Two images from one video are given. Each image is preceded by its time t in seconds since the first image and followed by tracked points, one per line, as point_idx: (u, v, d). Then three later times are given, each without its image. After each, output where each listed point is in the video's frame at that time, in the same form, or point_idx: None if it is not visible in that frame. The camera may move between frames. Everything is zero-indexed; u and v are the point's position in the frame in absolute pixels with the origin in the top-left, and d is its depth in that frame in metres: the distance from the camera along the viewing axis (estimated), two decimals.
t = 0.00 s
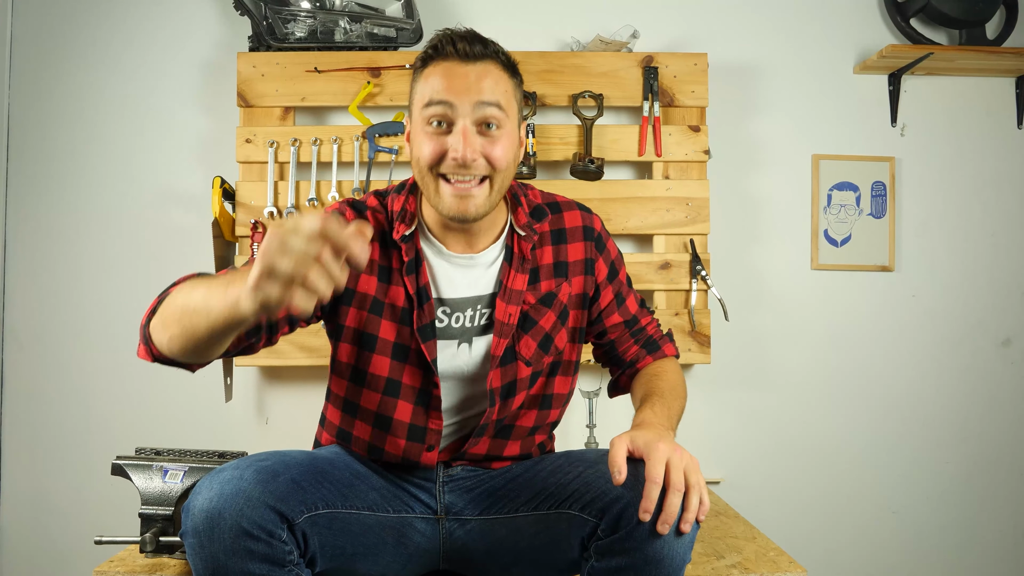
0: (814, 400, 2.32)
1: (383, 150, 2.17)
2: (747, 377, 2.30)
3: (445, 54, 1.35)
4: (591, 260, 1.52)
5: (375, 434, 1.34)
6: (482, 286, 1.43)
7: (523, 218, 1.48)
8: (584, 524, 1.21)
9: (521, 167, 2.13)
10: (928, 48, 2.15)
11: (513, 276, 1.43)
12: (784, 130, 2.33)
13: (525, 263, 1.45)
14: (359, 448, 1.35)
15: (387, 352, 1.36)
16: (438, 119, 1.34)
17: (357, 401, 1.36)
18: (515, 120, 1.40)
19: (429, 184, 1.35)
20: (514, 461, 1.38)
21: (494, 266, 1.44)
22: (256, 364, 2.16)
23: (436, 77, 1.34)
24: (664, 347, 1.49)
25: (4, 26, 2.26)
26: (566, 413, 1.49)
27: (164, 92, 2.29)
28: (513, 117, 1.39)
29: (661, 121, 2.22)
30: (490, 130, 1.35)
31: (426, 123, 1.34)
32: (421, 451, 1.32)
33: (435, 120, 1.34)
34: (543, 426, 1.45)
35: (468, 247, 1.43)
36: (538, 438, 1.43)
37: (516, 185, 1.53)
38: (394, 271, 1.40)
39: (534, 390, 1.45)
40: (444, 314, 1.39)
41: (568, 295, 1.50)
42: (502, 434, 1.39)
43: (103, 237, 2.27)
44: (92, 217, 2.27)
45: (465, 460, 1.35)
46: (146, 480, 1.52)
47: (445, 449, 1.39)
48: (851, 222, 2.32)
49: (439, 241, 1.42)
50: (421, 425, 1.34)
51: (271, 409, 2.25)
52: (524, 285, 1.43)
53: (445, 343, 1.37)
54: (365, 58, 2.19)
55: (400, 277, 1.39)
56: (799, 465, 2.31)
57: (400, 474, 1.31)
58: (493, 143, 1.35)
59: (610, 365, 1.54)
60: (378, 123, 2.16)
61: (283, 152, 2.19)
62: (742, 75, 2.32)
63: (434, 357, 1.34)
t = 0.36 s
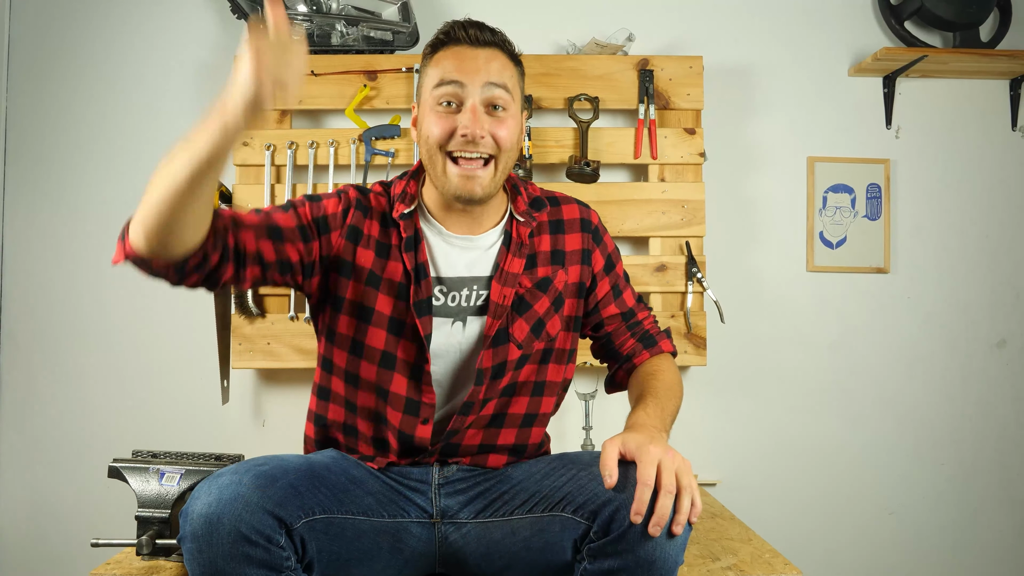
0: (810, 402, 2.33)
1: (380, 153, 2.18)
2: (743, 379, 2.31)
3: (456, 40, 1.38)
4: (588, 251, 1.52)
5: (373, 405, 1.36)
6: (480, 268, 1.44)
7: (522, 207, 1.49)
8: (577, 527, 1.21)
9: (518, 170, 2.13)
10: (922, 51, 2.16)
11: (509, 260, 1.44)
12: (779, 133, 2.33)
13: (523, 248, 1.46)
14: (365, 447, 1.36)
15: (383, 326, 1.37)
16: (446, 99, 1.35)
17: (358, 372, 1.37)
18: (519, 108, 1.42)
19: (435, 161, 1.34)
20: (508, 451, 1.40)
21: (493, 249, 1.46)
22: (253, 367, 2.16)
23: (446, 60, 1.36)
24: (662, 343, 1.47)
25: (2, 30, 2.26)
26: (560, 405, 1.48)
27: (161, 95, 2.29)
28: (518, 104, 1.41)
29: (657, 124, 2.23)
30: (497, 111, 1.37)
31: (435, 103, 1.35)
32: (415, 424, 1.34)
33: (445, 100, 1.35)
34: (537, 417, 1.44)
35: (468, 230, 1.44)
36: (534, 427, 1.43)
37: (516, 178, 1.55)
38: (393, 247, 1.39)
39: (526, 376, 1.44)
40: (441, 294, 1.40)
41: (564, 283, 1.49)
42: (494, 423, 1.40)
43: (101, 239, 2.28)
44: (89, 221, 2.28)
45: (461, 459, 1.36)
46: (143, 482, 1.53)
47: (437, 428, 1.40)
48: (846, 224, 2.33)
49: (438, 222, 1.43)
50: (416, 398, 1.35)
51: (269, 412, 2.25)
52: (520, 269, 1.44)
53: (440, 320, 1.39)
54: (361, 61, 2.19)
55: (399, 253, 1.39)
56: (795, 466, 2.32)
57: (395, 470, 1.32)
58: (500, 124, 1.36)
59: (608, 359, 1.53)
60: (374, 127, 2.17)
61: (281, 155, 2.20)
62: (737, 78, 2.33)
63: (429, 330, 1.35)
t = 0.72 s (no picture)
0: (813, 399, 2.33)
1: (383, 153, 2.18)
2: (746, 378, 2.31)
3: (457, 62, 1.36)
4: (591, 264, 1.52)
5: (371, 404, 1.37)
6: (479, 275, 1.44)
7: (526, 217, 1.47)
8: (585, 524, 1.22)
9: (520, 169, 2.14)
10: (924, 48, 2.16)
11: (513, 271, 1.44)
12: (781, 131, 2.33)
13: (525, 259, 1.46)
14: (376, 444, 1.36)
15: (381, 327, 1.39)
16: (448, 124, 1.36)
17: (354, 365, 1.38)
18: (523, 125, 1.41)
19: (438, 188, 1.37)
20: (514, 460, 1.40)
21: (495, 256, 1.45)
22: (257, 367, 2.18)
23: (447, 83, 1.35)
24: (658, 355, 1.48)
25: (5, 34, 2.27)
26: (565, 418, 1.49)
27: (164, 97, 2.30)
28: (521, 123, 1.40)
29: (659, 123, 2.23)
30: (500, 136, 1.37)
31: (437, 128, 1.36)
32: (411, 426, 1.35)
33: (447, 126, 1.36)
34: (542, 428, 1.45)
35: (474, 236, 1.43)
36: (536, 438, 1.45)
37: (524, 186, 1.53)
38: (394, 250, 1.41)
39: (534, 391, 1.45)
40: (440, 299, 1.40)
41: (567, 295, 1.50)
42: (502, 436, 1.41)
43: (105, 241, 2.29)
44: (94, 222, 2.29)
45: (466, 457, 1.36)
46: (150, 482, 1.54)
47: (436, 434, 1.41)
48: (849, 222, 2.33)
49: (443, 231, 1.43)
50: (411, 400, 1.36)
51: (273, 413, 2.26)
52: (522, 281, 1.44)
53: (438, 324, 1.39)
54: (363, 62, 2.19)
55: (400, 257, 1.40)
56: (798, 464, 2.32)
57: (401, 469, 1.32)
58: (502, 150, 1.37)
59: (603, 371, 1.53)
60: (376, 127, 2.18)
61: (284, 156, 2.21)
62: (739, 76, 2.33)
63: (428, 334, 1.36)
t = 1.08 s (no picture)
0: (813, 400, 2.33)
1: (383, 153, 2.18)
2: (746, 380, 2.31)
3: (455, 39, 1.39)
4: (594, 266, 1.52)
5: (375, 418, 1.35)
6: (483, 279, 1.44)
7: (529, 219, 1.48)
8: (582, 525, 1.21)
9: (520, 170, 2.13)
10: (926, 51, 2.16)
11: (514, 274, 1.44)
12: (782, 133, 2.33)
13: (528, 263, 1.45)
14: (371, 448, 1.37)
15: (384, 339, 1.38)
16: (446, 97, 1.36)
17: (357, 385, 1.36)
18: (521, 104, 1.42)
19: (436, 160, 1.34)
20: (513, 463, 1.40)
21: (498, 260, 1.45)
22: (257, 366, 2.17)
23: (445, 58, 1.38)
24: (656, 359, 1.49)
25: (6, 31, 2.27)
26: (566, 421, 1.49)
27: (165, 95, 2.30)
28: (519, 101, 1.41)
29: (660, 124, 2.23)
30: (498, 108, 1.37)
31: (434, 101, 1.36)
32: (417, 439, 1.34)
33: (444, 97, 1.36)
34: (542, 430, 1.45)
35: (471, 240, 1.43)
36: (536, 442, 1.45)
37: (524, 186, 1.52)
38: (393, 259, 1.41)
39: (533, 394, 1.45)
40: (443, 305, 1.40)
41: (570, 299, 1.50)
42: (499, 438, 1.40)
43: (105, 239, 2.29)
44: (94, 220, 2.29)
45: (463, 459, 1.36)
46: (148, 481, 1.53)
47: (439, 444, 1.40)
48: (849, 225, 2.33)
49: (442, 235, 1.43)
50: (416, 412, 1.35)
51: (273, 412, 2.26)
52: (525, 284, 1.43)
53: (440, 333, 1.39)
54: (365, 62, 2.19)
55: (400, 267, 1.40)
56: (797, 467, 2.32)
57: (398, 469, 1.33)
58: (500, 120, 1.36)
59: (601, 374, 1.54)
60: (377, 127, 2.17)
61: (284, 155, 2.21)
62: (740, 78, 2.32)
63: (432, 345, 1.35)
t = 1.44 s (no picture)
0: (817, 396, 2.33)
1: (387, 149, 2.18)
2: (750, 375, 2.31)
3: (454, 62, 1.35)
4: (596, 253, 1.52)
5: (376, 416, 1.35)
6: (486, 273, 1.44)
7: (532, 209, 1.47)
8: (587, 518, 1.22)
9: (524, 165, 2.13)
10: (931, 44, 2.15)
11: (521, 264, 1.44)
12: (786, 127, 2.33)
13: (535, 252, 1.46)
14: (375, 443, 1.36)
15: (387, 336, 1.38)
16: (445, 128, 1.34)
17: (360, 382, 1.37)
18: (521, 127, 1.40)
19: (435, 193, 1.36)
20: (516, 450, 1.40)
21: (501, 252, 1.45)
22: (261, 362, 2.18)
23: (443, 85, 1.34)
24: (657, 346, 1.49)
25: (10, 29, 2.28)
26: (568, 407, 1.48)
27: (169, 92, 2.31)
28: (519, 124, 1.38)
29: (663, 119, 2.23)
30: (497, 139, 1.35)
31: (433, 131, 1.34)
32: (420, 435, 1.34)
33: (442, 129, 1.34)
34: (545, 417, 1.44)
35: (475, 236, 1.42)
36: (541, 431, 1.43)
37: (526, 177, 1.54)
38: (396, 257, 1.41)
39: (537, 378, 1.44)
40: (446, 301, 1.40)
41: (574, 286, 1.49)
42: (504, 424, 1.41)
43: (110, 235, 2.29)
44: (99, 217, 2.30)
45: (468, 449, 1.37)
46: (154, 475, 1.54)
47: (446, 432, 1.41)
48: (854, 219, 2.32)
49: (445, 232, 1.42)
50: (420, 409, 1.36)
51: (277, 408, 2.27)
52: (532, 274, 1.44)
53: (445, 327, 1.39)
54: (368, 58, 2.20)
55: (403, 263, 1.40)
56: (801, 462, 2.32)
57: (401, 462, 1.33)
58: (500, 152, 1.35)
59: (602, 360, 1.54)
60: (381, 122, 2.17)
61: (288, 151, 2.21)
62: (744, 72, 2.32)
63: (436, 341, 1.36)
